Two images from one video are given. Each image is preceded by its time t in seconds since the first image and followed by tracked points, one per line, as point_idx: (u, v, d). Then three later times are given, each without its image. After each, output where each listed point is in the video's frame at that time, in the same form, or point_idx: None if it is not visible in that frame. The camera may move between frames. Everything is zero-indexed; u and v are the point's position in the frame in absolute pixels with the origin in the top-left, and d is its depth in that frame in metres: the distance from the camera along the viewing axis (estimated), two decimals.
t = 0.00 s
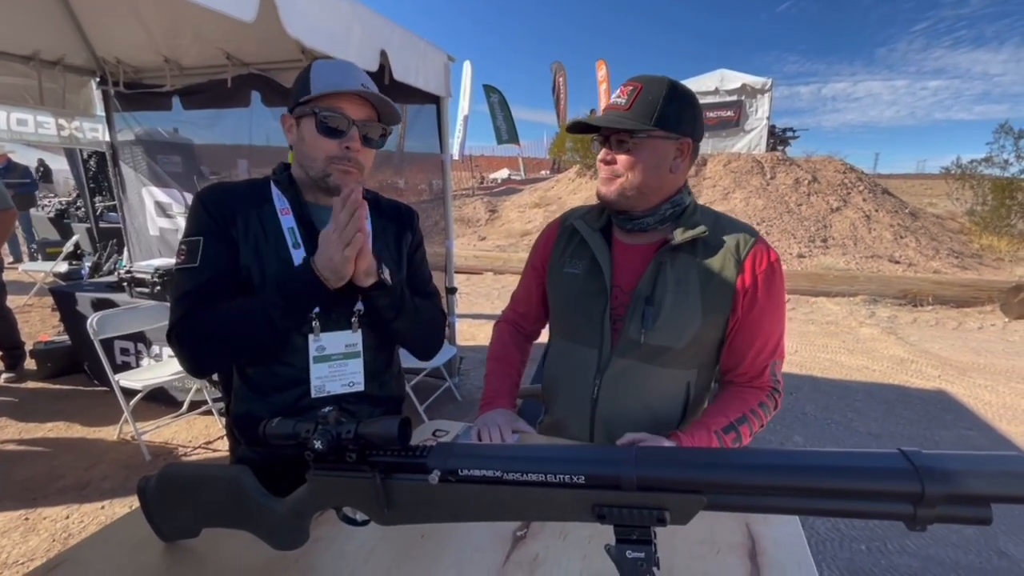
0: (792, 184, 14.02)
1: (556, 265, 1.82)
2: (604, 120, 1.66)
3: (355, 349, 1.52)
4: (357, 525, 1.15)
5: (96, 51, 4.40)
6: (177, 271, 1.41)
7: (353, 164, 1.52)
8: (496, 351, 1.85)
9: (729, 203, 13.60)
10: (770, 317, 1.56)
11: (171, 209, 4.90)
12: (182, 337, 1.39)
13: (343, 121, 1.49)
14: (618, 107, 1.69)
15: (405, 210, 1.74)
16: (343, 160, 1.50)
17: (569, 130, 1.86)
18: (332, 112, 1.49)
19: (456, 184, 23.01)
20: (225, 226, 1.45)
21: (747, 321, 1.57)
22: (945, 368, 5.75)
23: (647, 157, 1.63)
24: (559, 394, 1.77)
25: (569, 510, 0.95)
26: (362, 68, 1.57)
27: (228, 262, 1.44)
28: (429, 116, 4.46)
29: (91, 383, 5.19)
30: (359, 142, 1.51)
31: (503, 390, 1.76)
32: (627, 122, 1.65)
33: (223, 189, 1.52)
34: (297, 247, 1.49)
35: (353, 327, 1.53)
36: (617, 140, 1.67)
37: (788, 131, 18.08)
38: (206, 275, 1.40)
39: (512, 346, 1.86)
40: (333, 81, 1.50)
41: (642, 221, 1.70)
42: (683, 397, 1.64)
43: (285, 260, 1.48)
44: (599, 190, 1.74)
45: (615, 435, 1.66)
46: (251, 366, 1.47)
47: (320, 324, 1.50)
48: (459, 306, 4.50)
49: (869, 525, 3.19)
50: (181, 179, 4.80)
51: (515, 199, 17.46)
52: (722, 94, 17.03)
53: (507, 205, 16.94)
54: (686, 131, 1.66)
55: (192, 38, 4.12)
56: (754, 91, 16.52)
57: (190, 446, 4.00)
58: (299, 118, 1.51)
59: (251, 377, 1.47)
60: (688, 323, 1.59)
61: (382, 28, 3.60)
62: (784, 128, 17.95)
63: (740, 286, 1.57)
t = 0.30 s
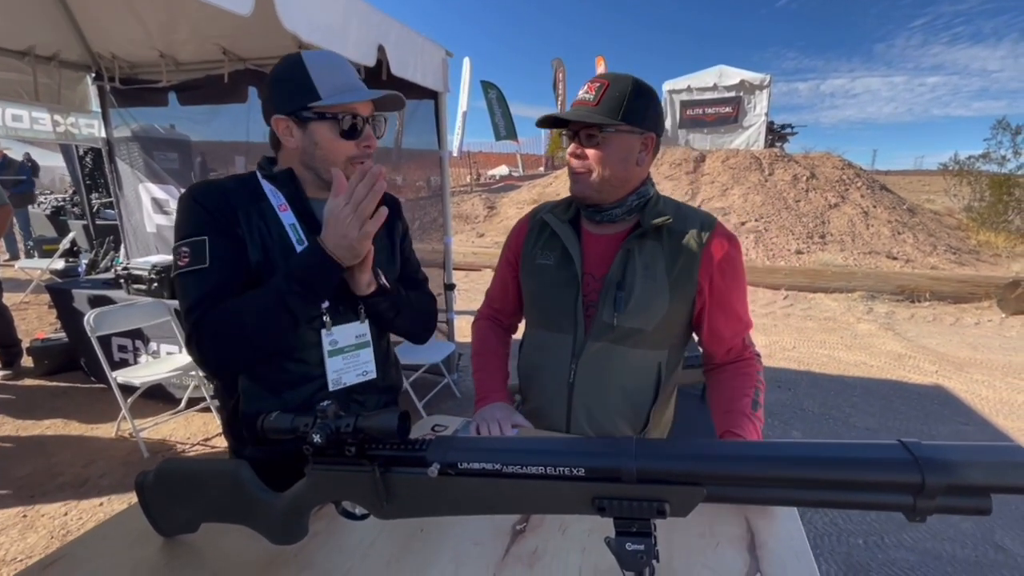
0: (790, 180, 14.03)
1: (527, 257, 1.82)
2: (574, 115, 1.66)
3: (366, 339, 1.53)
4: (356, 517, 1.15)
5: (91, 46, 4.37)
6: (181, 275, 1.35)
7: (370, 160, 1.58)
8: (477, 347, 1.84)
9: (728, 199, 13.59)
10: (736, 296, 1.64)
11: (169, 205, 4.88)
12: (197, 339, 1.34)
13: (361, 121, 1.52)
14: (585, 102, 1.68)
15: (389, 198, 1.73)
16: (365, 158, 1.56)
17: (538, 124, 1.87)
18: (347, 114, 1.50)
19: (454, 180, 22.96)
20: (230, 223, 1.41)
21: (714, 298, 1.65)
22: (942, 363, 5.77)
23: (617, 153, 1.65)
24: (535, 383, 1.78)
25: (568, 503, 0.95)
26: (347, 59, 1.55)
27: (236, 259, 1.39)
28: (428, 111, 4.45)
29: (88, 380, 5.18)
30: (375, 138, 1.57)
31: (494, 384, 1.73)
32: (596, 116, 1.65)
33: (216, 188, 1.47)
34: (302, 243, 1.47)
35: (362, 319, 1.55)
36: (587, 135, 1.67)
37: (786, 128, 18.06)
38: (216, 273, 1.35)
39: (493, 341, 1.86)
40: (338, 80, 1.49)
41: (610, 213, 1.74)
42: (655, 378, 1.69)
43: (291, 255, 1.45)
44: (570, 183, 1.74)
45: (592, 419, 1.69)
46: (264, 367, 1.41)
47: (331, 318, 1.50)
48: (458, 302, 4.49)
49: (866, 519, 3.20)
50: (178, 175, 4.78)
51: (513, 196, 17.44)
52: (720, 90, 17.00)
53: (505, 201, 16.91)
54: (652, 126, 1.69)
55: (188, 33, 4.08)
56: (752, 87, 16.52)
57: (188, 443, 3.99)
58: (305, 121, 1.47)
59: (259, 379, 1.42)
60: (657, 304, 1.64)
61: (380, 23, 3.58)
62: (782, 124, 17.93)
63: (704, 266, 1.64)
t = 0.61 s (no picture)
0: (788, 177, 14.05)
1: (499, 258, 1.87)
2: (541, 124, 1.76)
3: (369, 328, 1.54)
4: (358, 511, 1.15)
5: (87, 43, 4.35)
6: (183, 277, 1.32)
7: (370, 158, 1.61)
8: (455, 350, 1.86)
9: (726, 196, 13.60)
10: (696, 284, 1.70)
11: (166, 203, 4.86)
12: (205, 342, 1.33)
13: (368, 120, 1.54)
14: (551, 112, 1.79)
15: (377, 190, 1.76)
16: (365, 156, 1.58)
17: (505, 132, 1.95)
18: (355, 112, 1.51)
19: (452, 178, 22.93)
20: (228, 222, 1.39)
21: (675, 287, 1.70)
22: (939, 359, 5.79)
23: (583, 159, 1.76)
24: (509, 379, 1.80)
25: (570, 493, 0.96)
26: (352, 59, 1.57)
27: (240, 258, 1.37)
28: (426, 109, 4.44)
29: (86, 378, 5.17)
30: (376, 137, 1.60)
31: (477, 383, 1.74)
32: (561, 126, 1.76)
33: (208, 184, 1.43)
34: (302, 237, 1.47)
35: (363, 310, 1.56)
36: (554, 142, 1.77)
37: (784, 125, 18.06)
38: (220, 274, 1.33)
39: (471, 341, 1.88)
40: (350, 79, 1.52)
41: (577, 214, 1.80)
42: (623, 368, 1.73)
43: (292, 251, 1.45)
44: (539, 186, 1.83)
45: (566, 410, 1.71)
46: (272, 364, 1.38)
47: (335, 311, 1.49)
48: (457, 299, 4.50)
49: (864, 513, 3.22)
50: (176, 173, 4.76)
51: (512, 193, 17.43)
52: (718, 87, 16.99)
53: (503, 199, 16.88)
54: (612, 134, 1.81)
55: (185, 31, 4.07)
56: (750, 84, 16.51)
57: (187, 442, 3.99)
58: (315, 115, 1.48)
59: (265, 376, 1.39)
60: (622, 294, 1.68)
61: (378, 20, 3.57)
62: (780, 121, 17.92)
63: (664, 255, 1.70)
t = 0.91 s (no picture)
0: (784, 175, 14.10)
1: (482, 257, 1.89)
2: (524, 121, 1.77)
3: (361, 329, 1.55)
4: (360, 510, 1.17)
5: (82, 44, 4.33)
6: (179, 273, 1.33)
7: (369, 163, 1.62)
8: (447, 352, 1.87)
9: (722, 194, 13.64)
10: (676, 268, 1.71)
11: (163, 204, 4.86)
12: (203, 335, 1.35)
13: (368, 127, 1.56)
14: (533, 110, 1.81)
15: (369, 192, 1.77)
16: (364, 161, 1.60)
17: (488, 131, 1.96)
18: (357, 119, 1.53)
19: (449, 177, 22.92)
20: (221, 220, 1.39)
21: (654, 273, 1.72)
22: (934, 356, 5.84)
23: (563, 155, 1.79)
24: (496, 374, 1.81)
25: (568, 491, 0.97)
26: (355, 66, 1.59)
27: (235, 256, 1.39)
28: (423, 109, 4.45)
29: (84, 380, 5.16)
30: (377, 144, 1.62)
31: (471, 381, 1.75)
32: (542, 122, 1.78)
33: (203, 182, 1.44)
34: (294, 237, 1.49)
35: (355, 310, 1.56)
36: (536, 139, 1.79)
37: (780, 123, 18.10)
38: (216, 270, 1.34)
39: (461, 341, 1.90)
40: (353, 86, 1.54)
41: (556, 207, 1.82)
42: (604, 356, 1.75)
43: (283, 249, 1.47)
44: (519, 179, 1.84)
45: (549, 399, 1.73)
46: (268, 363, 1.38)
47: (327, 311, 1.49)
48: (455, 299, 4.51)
49: (860, 509, 3.25)
50: (172, 174, 4.76)
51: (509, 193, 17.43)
52: (714, 86, 17.03)
53: (501, 198, 16.89)
54: (590, 132, 1.85)
55: (181, 32, 4.07)
56: (746, 82, 16.55)
57: (186, 443, 3.99)
58: (315, 119, 1.49)
59: (259, 375, 1.38)
60: (599, 283, 1.71)
61: (375, 21, 3.58)
62: (776, 119, 17.97)
63: (640, 243, 1.73)
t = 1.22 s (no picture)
0: (780, 174, 14.14)
1: (475, 261, 1.89)
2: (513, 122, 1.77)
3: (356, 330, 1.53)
4: (360, 508, 1.17)
5: (76, 46, 4.31)
6: (176, 270, 1.33)
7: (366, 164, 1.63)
8: (443, 355, 1.87)
9: (719, 192, 13.68)
10: (666, 268, 1.72)
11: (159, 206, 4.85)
12: (199, 332, 1.35)
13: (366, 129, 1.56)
14: (522, 112, 1.81)
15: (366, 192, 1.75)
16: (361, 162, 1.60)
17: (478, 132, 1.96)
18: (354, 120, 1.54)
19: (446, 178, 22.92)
20: (219, 218, 1.39)
21: (645, 273, 1.72)
22: (930, 352, 5.87)
23: (554, 156, 1.79)
24: (493, 377, 1.82)
25: (568, 488, 0.97)
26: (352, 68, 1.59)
27: (232, 254, 1.39)
28: (419, 109, 4.45)
29: (81, 383, 5.14)
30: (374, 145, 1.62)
31: (468, 381, 1.75)
32: (532, 123, 1.78)
33: (201, 180, 1.44)
34: (290, 236, 1.49)
35: (350, 310, 1.53)
36: (526, 140, 1.79)
37: (776, 122, 18.15)
38: (213, 267, 1.35)
39: (457, 344, 1.90)
40: (350, 87, 1.54)
41: (547, 210, 1.83)
42: (599, 356, 1.76)
43: (280, 249, 1.46)
44: (511, 180, 1.85)
45: (546, 400, 1.74)
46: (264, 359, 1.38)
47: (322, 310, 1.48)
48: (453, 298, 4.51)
49: (858, 505, 3.27)
50: (168, 176, 4.74)
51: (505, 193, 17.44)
52: (710, 84, 17.06)
53: (498, 198, 16.89)
54: (578, 132, 1.85)
55: (176, 32, 4.06)
56: (741, 81, 16.58)
57: (184, 444, 3.98)
58: (314, 120, 1.49)
59: (255, 373, 1.38)
60: (592, 285, 1.72)
61: (370, 21, 3.57)
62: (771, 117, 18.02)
63: (630, 244, 1.73)
